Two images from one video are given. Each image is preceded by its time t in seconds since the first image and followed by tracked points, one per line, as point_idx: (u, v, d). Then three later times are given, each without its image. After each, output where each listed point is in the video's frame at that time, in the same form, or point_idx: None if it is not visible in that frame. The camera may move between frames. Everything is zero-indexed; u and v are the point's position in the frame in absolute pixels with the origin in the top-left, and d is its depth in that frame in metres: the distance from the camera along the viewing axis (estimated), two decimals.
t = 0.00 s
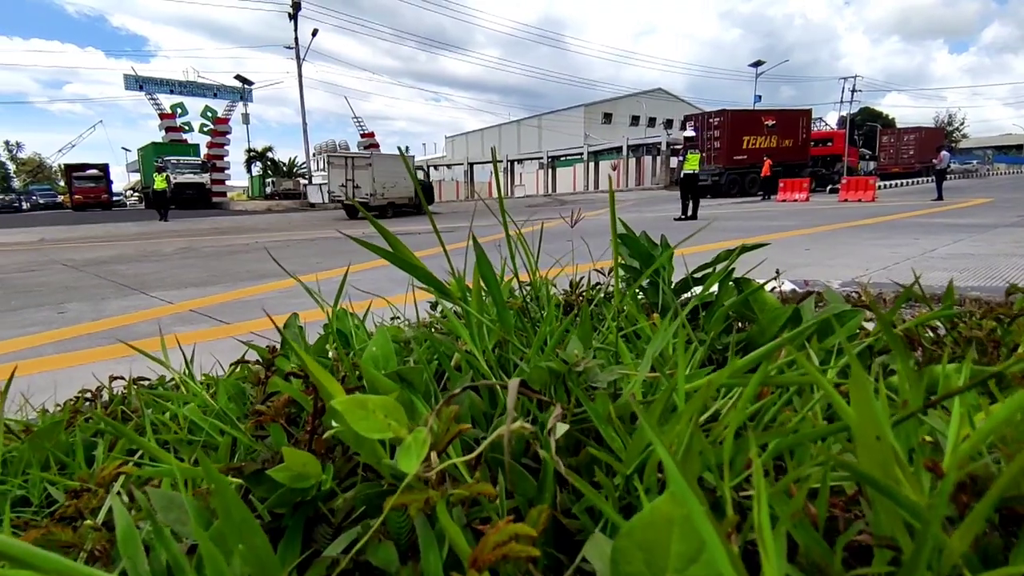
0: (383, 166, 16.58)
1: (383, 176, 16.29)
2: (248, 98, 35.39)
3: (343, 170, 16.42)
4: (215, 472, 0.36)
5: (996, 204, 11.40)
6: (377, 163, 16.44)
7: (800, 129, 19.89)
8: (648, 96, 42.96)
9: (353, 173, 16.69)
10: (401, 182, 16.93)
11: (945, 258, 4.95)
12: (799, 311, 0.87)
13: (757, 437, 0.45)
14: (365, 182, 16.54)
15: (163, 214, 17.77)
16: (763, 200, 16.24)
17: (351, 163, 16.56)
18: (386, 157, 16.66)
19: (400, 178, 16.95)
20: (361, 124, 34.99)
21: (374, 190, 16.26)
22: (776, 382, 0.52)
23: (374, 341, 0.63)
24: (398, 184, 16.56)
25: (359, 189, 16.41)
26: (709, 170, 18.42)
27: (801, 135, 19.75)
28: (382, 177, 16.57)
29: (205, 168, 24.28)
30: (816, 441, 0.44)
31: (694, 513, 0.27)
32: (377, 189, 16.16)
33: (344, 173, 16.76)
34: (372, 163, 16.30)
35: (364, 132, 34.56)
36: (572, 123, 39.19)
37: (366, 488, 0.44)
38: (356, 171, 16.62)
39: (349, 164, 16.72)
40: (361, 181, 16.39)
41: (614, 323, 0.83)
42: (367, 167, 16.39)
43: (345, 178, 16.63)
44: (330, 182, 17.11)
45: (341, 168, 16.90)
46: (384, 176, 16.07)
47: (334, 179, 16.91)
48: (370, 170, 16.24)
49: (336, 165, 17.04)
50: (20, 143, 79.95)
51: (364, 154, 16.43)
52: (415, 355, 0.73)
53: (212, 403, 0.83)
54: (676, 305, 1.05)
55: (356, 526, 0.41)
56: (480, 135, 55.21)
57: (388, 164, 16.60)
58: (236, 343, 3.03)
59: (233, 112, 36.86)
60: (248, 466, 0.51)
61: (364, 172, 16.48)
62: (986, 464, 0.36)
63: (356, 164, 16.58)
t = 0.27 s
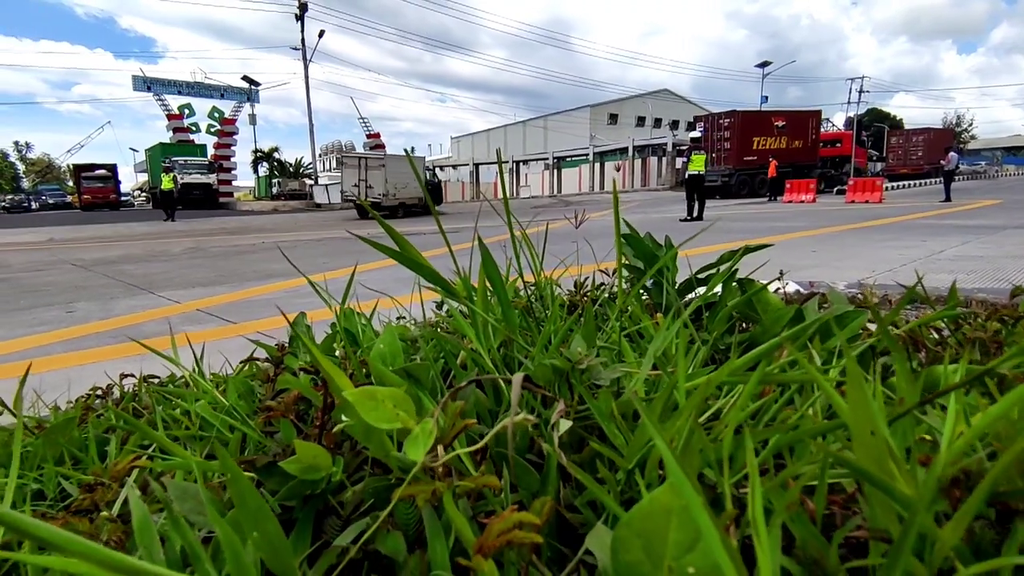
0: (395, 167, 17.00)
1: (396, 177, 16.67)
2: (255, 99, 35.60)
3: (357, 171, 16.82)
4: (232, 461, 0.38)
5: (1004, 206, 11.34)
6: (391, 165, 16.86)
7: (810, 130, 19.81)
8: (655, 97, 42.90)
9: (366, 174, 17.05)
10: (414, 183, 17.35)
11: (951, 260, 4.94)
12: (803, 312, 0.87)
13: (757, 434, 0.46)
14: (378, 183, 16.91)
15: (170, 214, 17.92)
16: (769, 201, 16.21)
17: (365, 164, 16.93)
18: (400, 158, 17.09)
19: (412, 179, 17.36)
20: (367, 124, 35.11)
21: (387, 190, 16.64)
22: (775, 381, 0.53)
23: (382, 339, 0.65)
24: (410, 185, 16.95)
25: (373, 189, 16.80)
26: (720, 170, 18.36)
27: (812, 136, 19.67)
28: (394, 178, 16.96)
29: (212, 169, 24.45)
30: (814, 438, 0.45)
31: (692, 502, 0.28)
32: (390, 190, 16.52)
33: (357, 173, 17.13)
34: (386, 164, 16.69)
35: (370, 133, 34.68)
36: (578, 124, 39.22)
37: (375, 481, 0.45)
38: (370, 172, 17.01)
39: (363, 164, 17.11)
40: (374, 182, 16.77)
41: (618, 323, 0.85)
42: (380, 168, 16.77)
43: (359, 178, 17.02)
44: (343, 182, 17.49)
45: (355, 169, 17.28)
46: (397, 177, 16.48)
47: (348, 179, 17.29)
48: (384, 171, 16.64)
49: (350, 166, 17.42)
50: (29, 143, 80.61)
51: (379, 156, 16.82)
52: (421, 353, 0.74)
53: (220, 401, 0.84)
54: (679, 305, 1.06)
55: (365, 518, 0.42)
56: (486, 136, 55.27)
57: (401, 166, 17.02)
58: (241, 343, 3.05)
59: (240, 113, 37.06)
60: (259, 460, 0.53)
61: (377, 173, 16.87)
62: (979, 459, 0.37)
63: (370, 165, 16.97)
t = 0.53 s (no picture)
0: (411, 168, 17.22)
1: (410, 178, 16.91)
2: (265, 100, 35.81)
3: (373, 171, 17.10)
4: (253, 462, 0.39)
5: (1017, 207, 11.24)
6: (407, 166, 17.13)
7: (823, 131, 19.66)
8: (663, 97, 42.76)
9: (381, 174, 17.26)
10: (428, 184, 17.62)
11: (964, 262, 4.88)
12: (808, 316, 0.88)
13: (760, 439, 0.48)
14: (393, 183, 17.12)
15: (180, 213, 18.06)
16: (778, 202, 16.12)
17: (381, 164, 17.16)
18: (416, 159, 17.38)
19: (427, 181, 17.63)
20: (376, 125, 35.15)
21: (402, 191, 16.91)
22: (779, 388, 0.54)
23: (394, 344, 0.66)
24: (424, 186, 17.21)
25: (388, 190, 17.07)
26: (733, 171, 18.24)
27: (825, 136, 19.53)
28: (409, 179, 17.18)
29: (222, 169, 24.63)
30: (816, 443, 0.46)
31: (693, 506, 0.30)
32: (405, 190, 16.72)
33: (373, 174, 17.40)
34: (402, 165, 16.95)
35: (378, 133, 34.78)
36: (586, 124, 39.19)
37: (388, 483, 0.47)
38: (385, 173, 17.28)
39: (379, 165, 17.38)
40: (390, 182, 17.04)
41: (624, 327, 0.86)
42: (396, 168, 17.03)
43: (374, 178, 17.29)
44: (359, 182, 17.76)
45: (370, 169, 17.55)
46: (413, 178, 16.73)
47: (364, 179, 17.56)
48: (400, 172, 16.91)
49: (366, 166, 17.70)
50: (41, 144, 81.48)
51: (395, 157, 17.09)
52: (432, 358, 0.76)
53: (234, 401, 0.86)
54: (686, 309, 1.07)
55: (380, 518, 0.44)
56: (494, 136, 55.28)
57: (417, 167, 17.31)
58: (250, 343, 3.08)
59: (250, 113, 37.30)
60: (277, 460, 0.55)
61: (393, 174, 17.13)
62: (973, 466, 0.38)
63: (386, 166, 17.24)
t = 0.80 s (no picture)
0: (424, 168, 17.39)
1: (423, 178, 17.14)
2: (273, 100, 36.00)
3: (386, 171, 17.36)
4: (274, 465, 0.41)
5: None
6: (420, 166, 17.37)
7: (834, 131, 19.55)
8: (671, 97, 42.65)
9: (394, 174, 17.43)
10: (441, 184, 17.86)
11: (974, 264, 4.85)
12: (814, 320, 0.88)
13: (765, 443, 0.49)
14: (407, 183, 17.28)
15: (189, 213, 18.19)
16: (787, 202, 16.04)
17: (394, 164, 17.30)
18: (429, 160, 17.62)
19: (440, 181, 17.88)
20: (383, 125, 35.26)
21: (415, 191, 17.14)
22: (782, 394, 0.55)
23: (406, 348, 0.68)
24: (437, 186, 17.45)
25: (402, 189, 17.32)
26: (745, 171, 18.16)
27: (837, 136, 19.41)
28: (421, 179, 17.34)
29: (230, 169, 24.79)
30: (818, 448, 0.47)
31: (697, 511, 0.31)
32: (418, 190, 16.87)
33: (387, 174, 17.65)
34: (415, 165, 17.19)
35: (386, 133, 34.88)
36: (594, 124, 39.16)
37: (400, 483, 0.49)
38: (399, 173, 17.53)
39: (393, 165, 17.63)
40: (403, 182, 17.29)
41: (630, 330, 0.87)
42: (409, 169, 17.26)
43: (388, 178, 17.55)
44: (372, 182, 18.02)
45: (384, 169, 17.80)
46: (426, 178, 16.90)
47: (377, 179, 17.83)
48: (414, 173, 17.15)
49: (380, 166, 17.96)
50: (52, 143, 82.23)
51: (409, 157, 17.33)
52: (442, 361, 0.77)
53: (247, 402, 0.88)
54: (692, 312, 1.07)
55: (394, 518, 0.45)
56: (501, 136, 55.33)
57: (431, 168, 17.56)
58: (260, 342, 3.10)
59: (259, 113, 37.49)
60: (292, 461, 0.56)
61: (406, 174, 17.38)
62: (973, 471, 0.39)
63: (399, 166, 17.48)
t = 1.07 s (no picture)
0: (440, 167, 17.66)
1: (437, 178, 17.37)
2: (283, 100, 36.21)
3: (401, 171, 17.62)
4: (298, 464, 0.43)
5: None
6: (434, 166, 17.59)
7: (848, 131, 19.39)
8: (681, 97, 42.51)
9: (409, 173, 17.69)
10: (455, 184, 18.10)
11: (987, 266, 4.80)
12: (823, 323, 0.88)
13: (772, 447, 0.49)
14: (421, 182, 17.53)
15: (199, 212, 18.36)
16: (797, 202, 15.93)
17: (409, 164, 17.60)
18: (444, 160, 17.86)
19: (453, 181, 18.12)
20: (392, 125, 35.34)
21: (429, 190, 17.38)
22: (790, 399, 0.57)
23: (422, 349, 0.70)
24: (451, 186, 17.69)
25: (416, 189, 17.56)
26: (760, 171, 17.98)
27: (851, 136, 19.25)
28: (435, 178, 17.56)
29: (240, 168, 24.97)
30: (825, 453, 0.48)
31: (704, 514, 0.32)
32: (432, 190, 17.11)
33: (401, 173, 17.90)
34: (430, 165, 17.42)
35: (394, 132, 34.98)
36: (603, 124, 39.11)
37: (416, 482, 0.50)
38: (413, 172, 17.75)
39: (407, 165, 17.86)
40: (417, 182, 17.52)
41: (639, 332, 0.88)
42: (424, 169, 17.50)
43: (402, 178, 17.81)
44: (387, 181, 18.30)
45: (399, 168, 18.05)
46: (438, 178, 17.10)
47: (392, 178, 18.11)
48: (428, 173, 17.39)
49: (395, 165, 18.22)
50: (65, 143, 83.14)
51: (423, 157, 17.55)
52: (455, 362, 0.79)
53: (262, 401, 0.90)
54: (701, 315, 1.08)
55: (411, 517, 0.47)
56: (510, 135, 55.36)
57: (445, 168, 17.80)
58: (271, 340, 3.12)
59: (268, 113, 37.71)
60: (310, 460, 0.58)
61: (420, 174, 17.63)
62: (969, 477, 0.40)
63: (413, 166, 17.71)
